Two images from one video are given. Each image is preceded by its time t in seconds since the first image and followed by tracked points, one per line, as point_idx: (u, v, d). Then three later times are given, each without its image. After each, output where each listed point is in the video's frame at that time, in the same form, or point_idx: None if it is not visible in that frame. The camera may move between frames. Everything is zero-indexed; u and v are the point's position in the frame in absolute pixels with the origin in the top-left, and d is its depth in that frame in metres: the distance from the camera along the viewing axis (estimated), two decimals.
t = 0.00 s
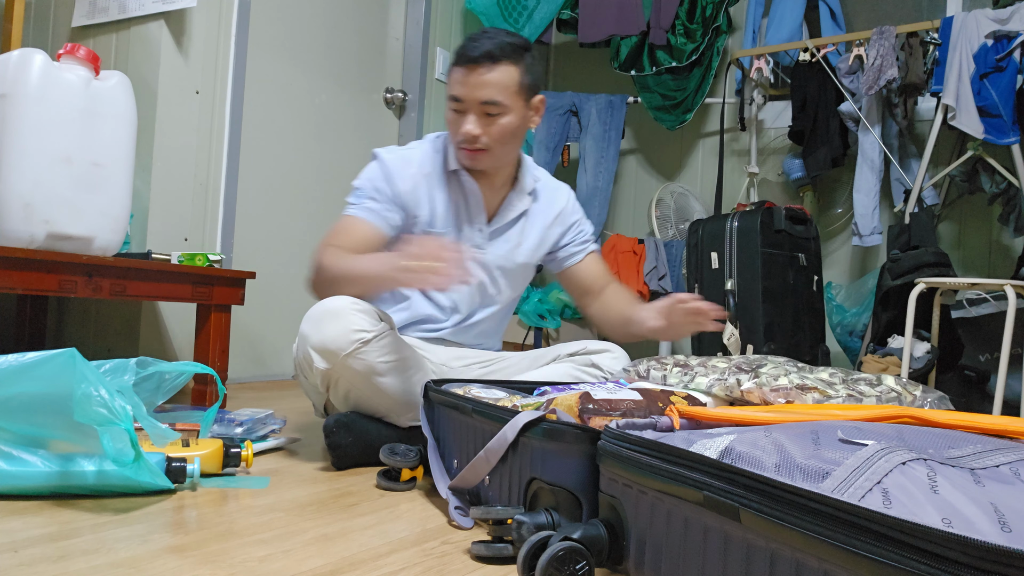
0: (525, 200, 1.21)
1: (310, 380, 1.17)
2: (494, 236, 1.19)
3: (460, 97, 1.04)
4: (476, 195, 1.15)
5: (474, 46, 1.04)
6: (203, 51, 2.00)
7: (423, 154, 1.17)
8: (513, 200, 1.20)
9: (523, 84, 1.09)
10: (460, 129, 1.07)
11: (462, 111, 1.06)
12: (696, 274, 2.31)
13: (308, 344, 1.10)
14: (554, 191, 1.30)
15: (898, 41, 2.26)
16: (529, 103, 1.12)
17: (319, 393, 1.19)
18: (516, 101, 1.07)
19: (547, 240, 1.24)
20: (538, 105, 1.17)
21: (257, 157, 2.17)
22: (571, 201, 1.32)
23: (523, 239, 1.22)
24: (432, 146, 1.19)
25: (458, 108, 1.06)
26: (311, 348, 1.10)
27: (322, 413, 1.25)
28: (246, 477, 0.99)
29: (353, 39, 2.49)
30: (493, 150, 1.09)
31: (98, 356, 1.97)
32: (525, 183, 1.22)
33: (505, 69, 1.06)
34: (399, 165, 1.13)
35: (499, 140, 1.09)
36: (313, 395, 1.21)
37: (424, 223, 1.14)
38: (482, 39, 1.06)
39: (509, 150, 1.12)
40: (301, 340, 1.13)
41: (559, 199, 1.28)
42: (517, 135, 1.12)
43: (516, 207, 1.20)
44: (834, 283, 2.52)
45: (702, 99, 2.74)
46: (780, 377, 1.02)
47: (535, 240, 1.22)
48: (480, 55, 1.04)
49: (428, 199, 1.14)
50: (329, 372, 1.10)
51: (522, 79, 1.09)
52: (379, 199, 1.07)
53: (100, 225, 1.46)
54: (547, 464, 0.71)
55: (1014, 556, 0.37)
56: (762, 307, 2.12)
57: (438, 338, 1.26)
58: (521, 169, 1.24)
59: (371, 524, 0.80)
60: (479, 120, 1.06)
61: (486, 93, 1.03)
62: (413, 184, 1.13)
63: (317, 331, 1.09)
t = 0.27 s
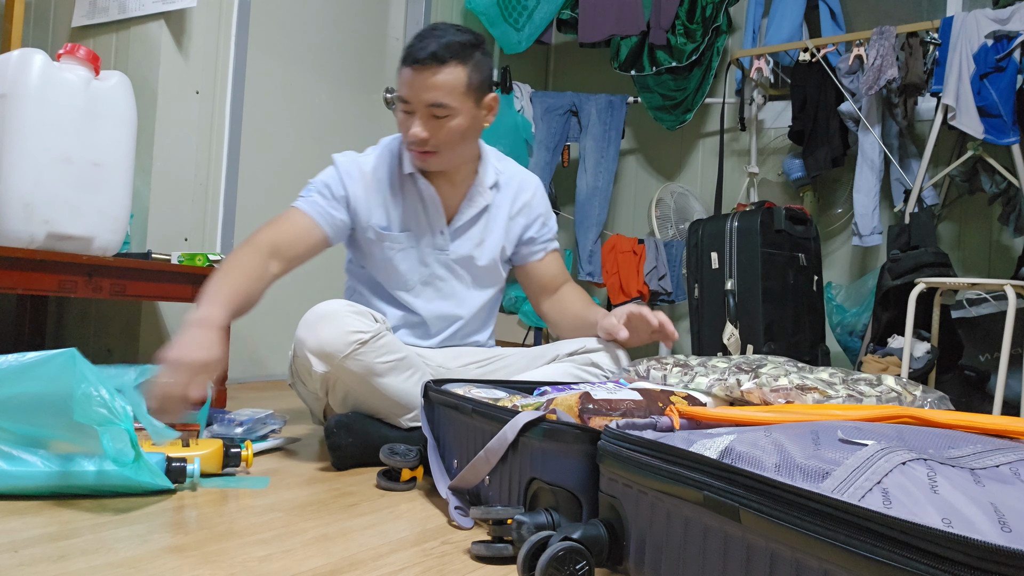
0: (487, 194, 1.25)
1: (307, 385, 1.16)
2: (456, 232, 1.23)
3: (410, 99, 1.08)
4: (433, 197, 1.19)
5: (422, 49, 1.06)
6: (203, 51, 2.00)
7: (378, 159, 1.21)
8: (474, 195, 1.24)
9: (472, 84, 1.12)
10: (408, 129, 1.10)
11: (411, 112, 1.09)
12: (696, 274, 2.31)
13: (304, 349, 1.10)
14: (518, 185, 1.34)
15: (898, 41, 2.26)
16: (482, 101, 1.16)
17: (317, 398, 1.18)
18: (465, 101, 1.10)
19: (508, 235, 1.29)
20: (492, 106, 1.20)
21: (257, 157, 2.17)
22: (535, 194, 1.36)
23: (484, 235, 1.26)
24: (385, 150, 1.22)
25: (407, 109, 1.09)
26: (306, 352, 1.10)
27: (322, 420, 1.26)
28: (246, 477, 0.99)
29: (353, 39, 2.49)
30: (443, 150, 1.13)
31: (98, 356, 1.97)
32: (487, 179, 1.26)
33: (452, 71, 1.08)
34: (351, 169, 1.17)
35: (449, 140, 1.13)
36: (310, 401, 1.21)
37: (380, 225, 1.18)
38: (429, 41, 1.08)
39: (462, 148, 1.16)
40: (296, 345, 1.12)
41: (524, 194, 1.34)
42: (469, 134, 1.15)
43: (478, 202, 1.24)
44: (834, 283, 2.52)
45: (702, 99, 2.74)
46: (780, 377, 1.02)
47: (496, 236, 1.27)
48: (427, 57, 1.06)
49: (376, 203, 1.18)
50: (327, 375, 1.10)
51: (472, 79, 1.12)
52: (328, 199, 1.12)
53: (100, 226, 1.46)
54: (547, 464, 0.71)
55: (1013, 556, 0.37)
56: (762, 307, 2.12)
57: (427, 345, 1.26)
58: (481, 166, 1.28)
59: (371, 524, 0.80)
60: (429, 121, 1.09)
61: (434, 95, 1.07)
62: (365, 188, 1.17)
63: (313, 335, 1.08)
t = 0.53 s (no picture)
0: (466, 194, 1.25)
1: (308, 387, 1.16)
2: (436, 236, 1.24)
3: (383, 117, 1.02)
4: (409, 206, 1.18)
5: (392, 65, 0.99)
6: (203, 51, 2.00)
7: (353, 161, 1.22)
8: (452, 198, 1.23)
9: (447, 96, 1.07)
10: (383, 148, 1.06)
11: (385, 129, 1.04)
12: (696, 274, 2.31)
13: (303, 350, 1.10)
14: (497, 179, 1.33)
15: (898, 41, 2.26)
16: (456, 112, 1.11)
17: (317, 399, 1.18)
18: (439, 116, 1.06)
19: (489, 232, 1.30)
20: (465, 114, 1.16)
21: (257, 157, 2.17)
22: (515, 186, 1.36)
23: (464, 235, 1.27)
24: (359, 154, 1.24)
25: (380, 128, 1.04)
26: (306, 354, 1.09)
27: (323, 421, 1.26)
28: (246, 477, 0.99)
29: (353, 39, 2.49)
30: (420, 164, 1.10)
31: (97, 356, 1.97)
32: (465, 180, 1.25)
33: (426, 88, 1.02)
34: (326, 171, 1.20)
35: (425, 155, 1.09)
36: (310, 402, 1.21)
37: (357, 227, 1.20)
38: (399, 54, 1.01)
39: (437, 160, 1.13)
40: (295, 347, 1.12)
41: (505, 187, 1.34)
42: (443, 148, 1.12)
43: (458, 205, 1.24)
44: (834, 283, 2.52)
45: (702, 99, 2.74)
46: (780, 377, 1.02)
47: (477, 235, 1.28)
48: (401, 77, 0.99)
49: (349, 206, 1.19)
50: (327, 376, 1.10)
51: (447, 91, 1.06)
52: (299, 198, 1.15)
53: (101, 226, 1.46)
54: (547, 464, 0.71)
55: (1014, 556, 0.37)
56: (762, 307, 2.12)
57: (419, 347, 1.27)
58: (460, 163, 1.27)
59: (371, 525, 0.80)
60: (404, 139, 1.05)
61: (409, 114, 1.02)
62: (338, 189, 1.19)
63: (313, 336, 1.08)
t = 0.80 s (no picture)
0: (458, 196, 1.24)
1: (308, 387, 1.16)
2: (430, 240, 1.24)
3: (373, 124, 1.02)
4: (402, 210, 1.18)
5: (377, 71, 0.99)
6: (203, 51, 2.00)
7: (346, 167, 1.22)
8: (446, 199, 1.23)
9: (436, 99, 1.07)
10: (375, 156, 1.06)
11: (376, 136, 1.04)
12: (696, 274, 2.31)
13: (304, 350, 1.10)
14: (488, 176, 1.33)
15: (898, 41, 2.26)
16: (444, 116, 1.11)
17: (318, 400, 1.18)
18: (429, 121, 1.06)
19: (483, 231, 1.30)
20: (453, 117, 1.16)
21: (257, 158, 2.17)
22: (506, 181, 1.36)
23: (458, 237, 1.27)
24: (348, 158, 1.22)
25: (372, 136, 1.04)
26: (306, 354, 1.09)
27: (323, 421, 1.26)
28: (246, 477, 0.99)
29: (353, 39, 2.49)
30: (411, 169, 1.10)
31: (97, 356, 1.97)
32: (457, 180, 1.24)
33: (415, 93, 1.02)
34: (317, 178, 1.19)
35: (417, 159, 1.09)
36: (310, 402, 1.20)
37: (351, 233, 1.20)
38: (386, 61, 1.01)
39: (428, 165, 1.13)
40: (296, 347, 1.12)
41: (497, 184, 1.34)
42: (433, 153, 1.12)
43: (451, 207, 1.23)
44: (834, 283, 2.52)
45: (702, 99, 2.74)
46: (780, 377, 1.02)
47: (471, 235, 1.28)
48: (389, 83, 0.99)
49: (341, 212, 1.19)
50: (328, 376, 1.10)
51: (435, 95, 1.07)
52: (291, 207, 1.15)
53: (100, 226, 1.46)
54: (547, 464, 0.71)
55: (1014, 556, 0.37)
56: (762, 307, 2.12)
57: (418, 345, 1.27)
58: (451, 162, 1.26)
59: (372, 525, 0.80)
60: (395, 145, 1.05)
61: (400, 119, 1.02)
62: (331, 196, 1.18)
63: (314, 336, 1.08)
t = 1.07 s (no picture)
0: (459, 195, 1.24)
1: (308, 387, 1.16)
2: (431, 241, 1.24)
3: (409, 119, 1.01)
4: (405, 212, 1.18)
5: (417, 69, 0.96)
6: (203, 51, 2.00)
7: (346, 174, 1.20)
8: (446, 198, 1.22)
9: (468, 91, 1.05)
10: (412, 152, 1.04)
11: (411, 132, 1.02)
12: (696, 274, 2.31)
13: (304, 351, 1.10)
14: (486, 174, 1.33)
15: (898, 41, 2.26)
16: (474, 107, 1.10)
17: (318, 400, 1.18)
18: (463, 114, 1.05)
19: (483, 230, 1.30)
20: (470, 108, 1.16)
21: (257, 158, 2.17)
22: (504, 179, 1.36)
23: (460, 237, 1.27)
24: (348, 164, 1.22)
25: (407, 132, 1.02)
26: (307, 355, 1.09)
27: (323, 421, 1.26)
28: (246, 477, 0.98)
29: (353, 39, 2.49)
30: (444, 163, 1.09)
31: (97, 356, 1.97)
32: (456, 178, 1.24)
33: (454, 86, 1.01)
34: (319, 185, 1.17)
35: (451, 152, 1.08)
36: (310, 402, 1.20)
37: (353, 239, 1.19)
38: (419, 56, 0.98)
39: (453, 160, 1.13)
40: (295, 348, 1.12)
41: (495, 182, 1.34)
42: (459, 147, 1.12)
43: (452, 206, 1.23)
44: (834, 283, 2.52)
45: (702, 99, 2.74)
46: (780, 377, 1.02)
47: (471, 234, 1.28)
48: (433, 80, 0.97)
49: (344, 218, 1.18)
50: (328, 377, 1.10)
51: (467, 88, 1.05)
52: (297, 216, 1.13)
53: (100, 226, 1.46)
54: (547, 464, 0.71)
55: (1014, 556, 0.37)
56: (762, 307, 2.12)
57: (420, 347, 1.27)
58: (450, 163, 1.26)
59: (372, 524, 0.80)
60: (432, 139, 1.04)
61: (436, 114, 1.00)
62: (335, 204, 1.18)
63: (314, 337, 1.08)
